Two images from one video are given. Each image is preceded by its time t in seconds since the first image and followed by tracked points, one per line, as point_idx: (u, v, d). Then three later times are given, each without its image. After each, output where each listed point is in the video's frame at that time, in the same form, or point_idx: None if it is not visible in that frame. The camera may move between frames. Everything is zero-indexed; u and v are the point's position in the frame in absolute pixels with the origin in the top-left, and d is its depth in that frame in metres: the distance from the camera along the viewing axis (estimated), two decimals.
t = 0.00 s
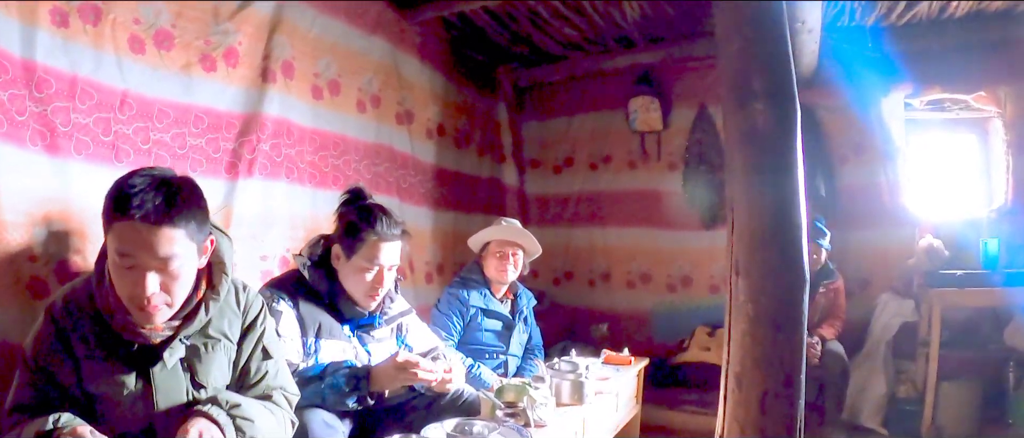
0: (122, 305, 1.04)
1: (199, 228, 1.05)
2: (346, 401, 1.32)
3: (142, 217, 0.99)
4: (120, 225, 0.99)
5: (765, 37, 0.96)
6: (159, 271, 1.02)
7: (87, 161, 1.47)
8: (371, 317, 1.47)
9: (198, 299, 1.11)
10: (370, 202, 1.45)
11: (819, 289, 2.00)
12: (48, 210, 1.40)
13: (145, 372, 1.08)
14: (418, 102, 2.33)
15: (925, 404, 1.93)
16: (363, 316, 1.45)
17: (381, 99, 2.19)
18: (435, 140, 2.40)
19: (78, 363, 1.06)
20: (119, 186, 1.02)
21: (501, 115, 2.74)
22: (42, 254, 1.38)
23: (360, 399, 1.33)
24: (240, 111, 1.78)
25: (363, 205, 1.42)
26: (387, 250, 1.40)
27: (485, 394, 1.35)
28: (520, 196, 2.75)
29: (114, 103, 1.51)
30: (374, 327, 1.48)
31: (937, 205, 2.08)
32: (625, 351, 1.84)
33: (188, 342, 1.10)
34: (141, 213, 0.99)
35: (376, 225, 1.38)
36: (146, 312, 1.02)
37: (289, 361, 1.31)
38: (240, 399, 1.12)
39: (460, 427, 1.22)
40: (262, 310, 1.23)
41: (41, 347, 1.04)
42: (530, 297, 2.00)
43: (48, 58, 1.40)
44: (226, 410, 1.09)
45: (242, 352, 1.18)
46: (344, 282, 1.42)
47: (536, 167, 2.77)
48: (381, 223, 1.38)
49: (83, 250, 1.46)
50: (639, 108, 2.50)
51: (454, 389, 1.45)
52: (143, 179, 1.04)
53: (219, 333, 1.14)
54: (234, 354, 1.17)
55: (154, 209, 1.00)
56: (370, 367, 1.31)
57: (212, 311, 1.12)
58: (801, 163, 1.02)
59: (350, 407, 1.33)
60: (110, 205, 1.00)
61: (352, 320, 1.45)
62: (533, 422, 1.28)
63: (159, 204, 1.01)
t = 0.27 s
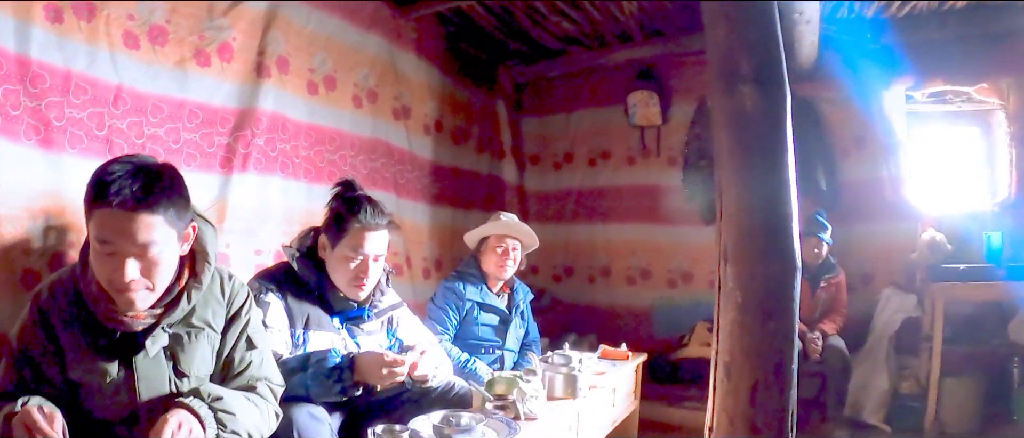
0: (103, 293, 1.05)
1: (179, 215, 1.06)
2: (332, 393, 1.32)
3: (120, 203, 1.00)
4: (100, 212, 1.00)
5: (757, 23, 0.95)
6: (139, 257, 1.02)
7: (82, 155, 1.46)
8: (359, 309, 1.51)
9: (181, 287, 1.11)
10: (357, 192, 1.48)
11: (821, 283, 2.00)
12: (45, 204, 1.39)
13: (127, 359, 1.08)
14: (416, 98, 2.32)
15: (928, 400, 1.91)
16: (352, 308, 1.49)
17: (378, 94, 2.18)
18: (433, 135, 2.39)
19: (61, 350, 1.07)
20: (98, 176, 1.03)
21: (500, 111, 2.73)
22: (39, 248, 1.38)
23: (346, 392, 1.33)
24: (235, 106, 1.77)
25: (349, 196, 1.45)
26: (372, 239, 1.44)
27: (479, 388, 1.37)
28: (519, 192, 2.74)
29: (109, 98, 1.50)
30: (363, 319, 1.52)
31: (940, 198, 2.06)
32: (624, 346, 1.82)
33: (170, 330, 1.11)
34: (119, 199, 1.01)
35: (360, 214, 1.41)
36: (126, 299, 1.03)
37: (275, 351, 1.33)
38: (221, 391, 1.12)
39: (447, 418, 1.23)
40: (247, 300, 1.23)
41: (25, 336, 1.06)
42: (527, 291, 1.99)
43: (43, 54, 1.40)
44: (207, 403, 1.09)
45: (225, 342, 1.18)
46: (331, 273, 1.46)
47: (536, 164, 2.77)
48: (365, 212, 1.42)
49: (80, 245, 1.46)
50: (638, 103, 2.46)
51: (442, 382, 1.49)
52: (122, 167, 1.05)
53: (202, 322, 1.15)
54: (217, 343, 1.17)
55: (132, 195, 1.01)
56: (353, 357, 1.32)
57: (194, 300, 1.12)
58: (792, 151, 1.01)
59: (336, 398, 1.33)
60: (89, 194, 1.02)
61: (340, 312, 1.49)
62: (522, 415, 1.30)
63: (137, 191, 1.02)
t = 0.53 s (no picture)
0: (103, 280, 1.05)
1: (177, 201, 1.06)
2: (329, 388, 1.33)
3: (119, 188, 1.00)
4: (99, 197, 1.00)
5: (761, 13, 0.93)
6: (137, 244, 1.01)
7: (81, 151, 1.45)
8: (358, 304, 1.50)
9: (179, 278, 1.11)
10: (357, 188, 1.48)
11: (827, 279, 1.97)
12: (45, 200, 1.38)
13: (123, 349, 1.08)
14: (418, 95, 2.31)
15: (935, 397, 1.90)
16: (351, 304, 1.48)
17: (379, 91, 2.17)
18: (436, 133, 2.37)
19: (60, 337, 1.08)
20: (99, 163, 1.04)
21: (503, 109, 2.71)
22: (38, 243, 1.37)
23: (343, 387, 1.34)
24: (235, 103, 1.76)
25: (348, 191, 1.45)
26: (372, 235, 1.43)
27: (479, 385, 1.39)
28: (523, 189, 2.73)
29: (109, 94, 1.49)
30: (361, 315, 1.52)
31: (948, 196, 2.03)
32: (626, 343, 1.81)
33: (167, 321, 1.10)
34: (118, 184, 1.01)
35: (359, 209, 1.40)
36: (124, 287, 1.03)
37: (271, 346, 1.33)
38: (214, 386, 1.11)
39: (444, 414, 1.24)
40: (246, 295, 1.22)
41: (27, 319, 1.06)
42: (529, 287, 1.98)
43: (42, 51, 1.39)
44: (197, 398, 1.08)
45: (222, 336, 1.17)
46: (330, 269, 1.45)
47: (539, 161, 2.74)
48: (365, 207, 1.41)
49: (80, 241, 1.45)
50: (642, 99, 2.45)
51: (442, 378, 1.49)
52: (122, 154, 1.05)
53: (200, 315, 1.14)
54: (213, 336, 1.16)
55: (130, 180, 1.01)
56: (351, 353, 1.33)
57: (192, 291, 1.12)
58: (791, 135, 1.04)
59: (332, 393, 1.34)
60: (90, 180, 1.02)
61: (339, 308, 1.48)
62: (522, 411, 1.30)
63: (136, 176, 1.02)
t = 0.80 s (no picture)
0: (109, 269, 1.04)
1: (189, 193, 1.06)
2: (330, 384, 1.33)
3: (133, 177, 1.00)
4: (112, 184, 1.00)
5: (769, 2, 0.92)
6: (147, 233, 1.01)
7: (84, 148, 1.44)
8: (360, 300, 1.50)
9: (185, 270, 1.10)
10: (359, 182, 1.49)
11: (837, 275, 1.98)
12: (48, 196, 1.37)
13: (125, 342, 1.08)
14: (422, 93, 2.30)
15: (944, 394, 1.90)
16: (353, 299, 1.48)
17: (384, 88, 2.16)
18: (441, 130, 2.36)
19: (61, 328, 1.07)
20: (113, 150, 1.03)
21: (510, 107, 2.70)
22: (40, 239, 1.36)
23: (344, 383, 1.34)
24: (240, 99, 1.75)
25: (351, 187, 1.46)
26: (374, 229, 1.44)
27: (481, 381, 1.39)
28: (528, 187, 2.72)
29: (112, 91, 1.48)
30: (364, 311, 1.52)
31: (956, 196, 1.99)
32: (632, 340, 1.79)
33: (170, 315, 1.10)
34: (132, 173, 1.01)
35: (361, 204, 1.42)
36: (132, 276, 1.02)
37: (272, 341, 1.35)
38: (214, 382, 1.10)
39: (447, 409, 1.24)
40: (249, 290, 1.22)
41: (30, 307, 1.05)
42: (537, 284, 1.97)
43: (46, 48, 1.38)
44: (196, 394, 1.06)
45: (224, 331, 1.17)
46: (332, 264, 1.46)
47: (546, 159, 2.76)
48: (367, 202, 1.42)
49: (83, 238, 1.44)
50: (648, 96, 2.45)
51: (445, 375, 1.48)
52: (136, 142, 1.05)
53: (202, 309, 1.13)
54: (216, 332, 1.16)
55: (145, 169, 1.01)
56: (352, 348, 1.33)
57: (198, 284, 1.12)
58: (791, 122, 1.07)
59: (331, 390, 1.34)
60: (103, 167, 1.02)
61: (342, 303, 1.49)
62: (527, 407, 1.30)
63: (150, 165, 1.02)
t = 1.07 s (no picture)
0: (107, 270, 1.04)
1: (187, 191, 1.05)
2: (330, 382, 1.33)
3: (129, 175, 1.00)
4: (108, 183, 1.00)
5: None
6: (145, 233, 1.01)
7: (88, 146, 1.44)
8: (364, 297, 1.50)
9: (185, 270, 1.10)
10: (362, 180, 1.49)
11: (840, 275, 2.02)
12: (52, 194, 1.37)
13: (126, 342, 1.07)
14: (427, 91, 2.30)
15: (951, 393, 1.89)
16: (357, 296, 1.49)
17: (387, 87, 2.16)
18: (444, 129, 2.36)
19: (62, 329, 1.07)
20: (109, 148, 1.03)
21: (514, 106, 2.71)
22: (44, 237, 1.35)
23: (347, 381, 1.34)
24: (243, 98, 1.75)
25: (354, 184, 1.46)
26: (377, 227, 1.44)
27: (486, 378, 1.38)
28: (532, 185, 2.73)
29: (115, 90, 1.48)
30: (368, 309, 1.51)
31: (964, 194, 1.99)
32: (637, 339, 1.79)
33: (172, 314, 1.10)
34: (128, 172, 1.00)
35: (364, 201, 1.42)
36: (130, 276, 1.02)
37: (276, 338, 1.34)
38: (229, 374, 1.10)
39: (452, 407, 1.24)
40: (251, 289, 1.22)
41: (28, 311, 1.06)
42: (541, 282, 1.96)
43: (50, 47, 1.39)
44: (218, 384, 1.07)
45: (226, 330, 1.17)
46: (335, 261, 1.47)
47: (551, 157, 2.74)
48: (370, 199, 1.42)
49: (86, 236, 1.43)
50: (653, 94, 2.44)
51: (449, 373, 1.48)
52: (132, 140, 1.05)
53: (204, 308, 1.13)
54: (218, 331, 1.16)
55: (141, 168, 1.01)
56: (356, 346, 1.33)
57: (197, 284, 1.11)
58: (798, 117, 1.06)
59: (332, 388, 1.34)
60: (100, 165, 1.01)
61: (346, 300, 1.49)
62: (531, 405, 1.30)
63: (146, 163, 1.01)
